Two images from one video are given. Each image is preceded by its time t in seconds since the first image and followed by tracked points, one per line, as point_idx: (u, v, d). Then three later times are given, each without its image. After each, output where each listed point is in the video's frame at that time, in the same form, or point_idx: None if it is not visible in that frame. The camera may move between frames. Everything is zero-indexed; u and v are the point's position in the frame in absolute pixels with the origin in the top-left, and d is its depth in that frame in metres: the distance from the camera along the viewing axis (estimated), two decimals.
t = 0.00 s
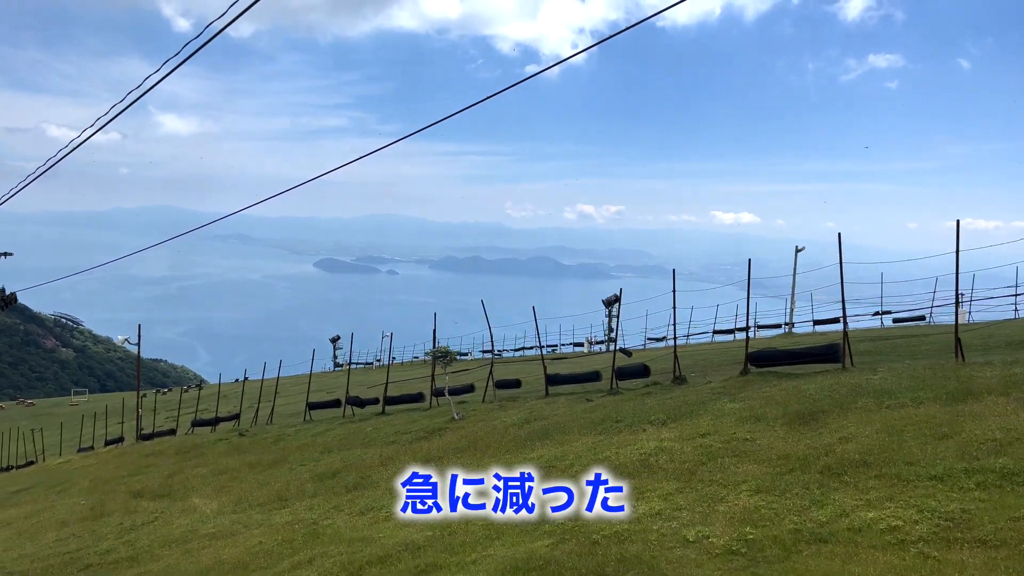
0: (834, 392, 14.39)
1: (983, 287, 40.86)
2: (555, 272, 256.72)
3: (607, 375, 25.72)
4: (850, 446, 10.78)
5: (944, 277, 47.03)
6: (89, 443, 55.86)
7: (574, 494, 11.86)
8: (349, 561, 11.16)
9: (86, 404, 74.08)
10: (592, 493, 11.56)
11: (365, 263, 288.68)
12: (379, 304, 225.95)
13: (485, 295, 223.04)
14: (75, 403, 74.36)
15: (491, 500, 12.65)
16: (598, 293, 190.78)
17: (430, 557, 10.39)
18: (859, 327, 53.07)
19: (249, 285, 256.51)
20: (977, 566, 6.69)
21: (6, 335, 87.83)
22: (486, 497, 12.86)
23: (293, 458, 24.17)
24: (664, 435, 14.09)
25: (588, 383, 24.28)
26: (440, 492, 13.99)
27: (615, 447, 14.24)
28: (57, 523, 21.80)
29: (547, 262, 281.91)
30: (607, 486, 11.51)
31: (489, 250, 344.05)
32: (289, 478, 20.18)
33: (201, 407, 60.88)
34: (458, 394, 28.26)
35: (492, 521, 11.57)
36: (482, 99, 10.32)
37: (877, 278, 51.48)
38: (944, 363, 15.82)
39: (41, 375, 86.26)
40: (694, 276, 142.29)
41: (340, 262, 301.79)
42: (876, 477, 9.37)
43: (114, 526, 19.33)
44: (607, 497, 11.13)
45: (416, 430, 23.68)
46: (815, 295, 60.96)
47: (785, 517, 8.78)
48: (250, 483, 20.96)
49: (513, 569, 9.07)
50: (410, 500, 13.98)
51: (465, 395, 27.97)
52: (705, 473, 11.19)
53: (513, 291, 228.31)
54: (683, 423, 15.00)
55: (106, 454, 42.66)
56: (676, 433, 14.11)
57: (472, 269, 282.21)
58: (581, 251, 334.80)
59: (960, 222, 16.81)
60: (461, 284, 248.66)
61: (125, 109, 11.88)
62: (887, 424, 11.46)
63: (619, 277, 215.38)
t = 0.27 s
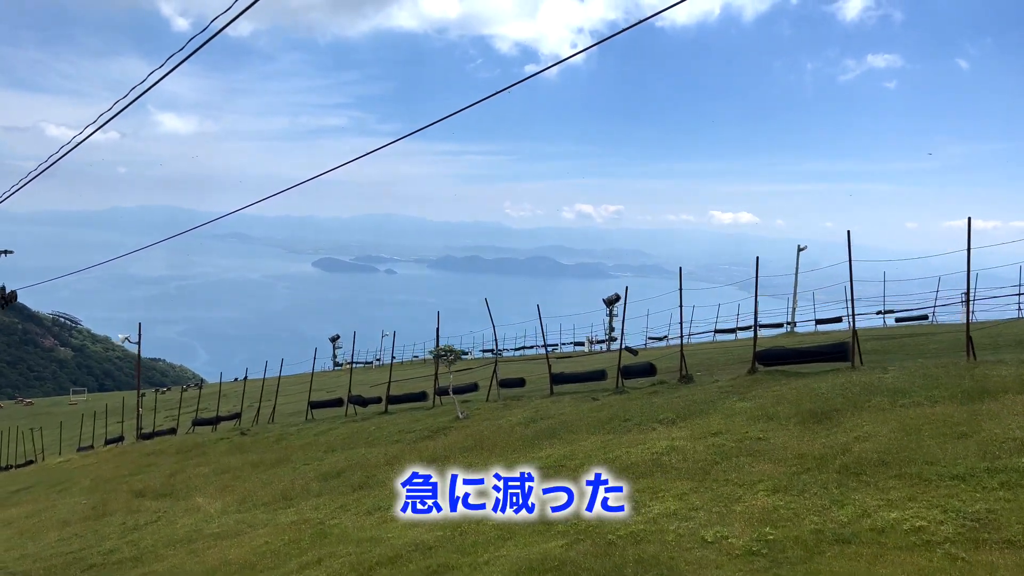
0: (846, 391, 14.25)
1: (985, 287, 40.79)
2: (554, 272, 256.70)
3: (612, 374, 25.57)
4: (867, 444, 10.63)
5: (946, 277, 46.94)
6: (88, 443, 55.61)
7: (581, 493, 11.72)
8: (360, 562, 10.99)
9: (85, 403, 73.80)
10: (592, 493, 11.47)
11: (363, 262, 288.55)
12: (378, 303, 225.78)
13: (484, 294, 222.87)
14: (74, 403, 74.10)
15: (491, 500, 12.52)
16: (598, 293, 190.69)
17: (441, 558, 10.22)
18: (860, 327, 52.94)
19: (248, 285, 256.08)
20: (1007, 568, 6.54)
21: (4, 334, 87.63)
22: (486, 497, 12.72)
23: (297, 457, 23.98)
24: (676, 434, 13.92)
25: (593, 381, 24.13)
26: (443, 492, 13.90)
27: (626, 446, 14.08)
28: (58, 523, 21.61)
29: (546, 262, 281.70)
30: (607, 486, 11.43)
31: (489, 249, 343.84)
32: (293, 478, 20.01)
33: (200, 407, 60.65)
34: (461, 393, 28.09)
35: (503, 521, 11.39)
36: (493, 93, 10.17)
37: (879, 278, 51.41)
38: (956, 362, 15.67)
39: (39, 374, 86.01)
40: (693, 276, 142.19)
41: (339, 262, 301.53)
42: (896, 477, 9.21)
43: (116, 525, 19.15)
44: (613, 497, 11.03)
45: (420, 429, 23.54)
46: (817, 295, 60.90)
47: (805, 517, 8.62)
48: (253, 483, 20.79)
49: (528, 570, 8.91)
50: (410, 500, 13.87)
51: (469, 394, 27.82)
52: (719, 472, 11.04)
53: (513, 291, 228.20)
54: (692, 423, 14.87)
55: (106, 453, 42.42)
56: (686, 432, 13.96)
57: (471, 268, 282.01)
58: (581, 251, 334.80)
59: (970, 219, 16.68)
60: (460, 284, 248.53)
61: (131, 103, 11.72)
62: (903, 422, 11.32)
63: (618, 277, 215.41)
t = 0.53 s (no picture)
0: (858, 388, 14.13)
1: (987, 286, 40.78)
2: (554, 271, 256.67)
3: (617, 372, 25.45)
4: (884, 441, 10.50)
5: (947, 276, 46.94)
6: (86, 442, 55.36)
7: (592, 492, 11.55)
8: (370, 561, 10.82)
9: (83, 402, 73.51)
10: (611, 491, 11.26)
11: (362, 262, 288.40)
12: (378, 303, 225.66)
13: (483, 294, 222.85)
14: (72, 402, 73.83)
15: (506, 500, 12.34)
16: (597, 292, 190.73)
17: (453, 557, 10.06)
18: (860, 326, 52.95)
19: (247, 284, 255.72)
20: None
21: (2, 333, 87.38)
22: (500, 497, 12.55)
23: (300, 455, 23.81)
24: (687, 432, 13.78)
25: (598, 379, 23.99)
26: (451, 492, 13.74)
27: (636, 444, 13.93)
28: (60, 522, 21.41)
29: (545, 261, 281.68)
30: (625, 485, 11.24)
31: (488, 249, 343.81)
32: (297, 476, 19.85)
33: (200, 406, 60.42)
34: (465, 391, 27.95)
35: (514, 519, 11.24)
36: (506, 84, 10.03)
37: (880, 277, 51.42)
38: (966, 359, 15.54)
39: (37, 373, 85.75)
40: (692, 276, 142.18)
41: (338, 261, 301.29)
42: (917, 474, 9.08)
43: (119, 524, 18.97)
44: (626, 496, 10.85)
45: (425, 427, 23.38)
46: (817, 295, 60.92)
47: (826, 515, 8.48)
48: (257, 481, 20.61)
49: (543, 569, 8.76)
50: (422, 499, 13.68)
51: (472, 392, 27.69)
52: (734, 470, 10.90)
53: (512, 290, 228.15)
54: (703, 420, 14.73)
55: (105, 453, 42.19)
56: (697, 430, 13.81)
57: (470, 268, 281.93)
58: (580, 250, 334.94)
59: (980, 215, 16.56)
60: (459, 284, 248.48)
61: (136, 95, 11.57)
62: (919, 419, 11.19)
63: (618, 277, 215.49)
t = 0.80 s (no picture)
0: (871, 386, 14.00)
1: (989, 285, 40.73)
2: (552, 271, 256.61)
3: (622, 371, 25.31)
4: (901, 440, 10.36)
5: (948, 275, 46.89)
6: (85, 442, 55.09)
7: (605, 492, 11.39)
8: (380, 561, 10.68)
9: (82, 402, 73.23)
10: (624, 491, 11.11)
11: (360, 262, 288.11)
12: (376, 302, 225.46)
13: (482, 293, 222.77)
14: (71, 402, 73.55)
15: (516, 500, 12.19)
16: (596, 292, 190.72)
17: (464, 557, 9.92)
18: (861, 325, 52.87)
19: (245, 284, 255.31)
20: None
21: None
22: (510, 497, 12.40)
23: (303, 454, 23.64)
24: (698, 431, 13.63)
25: (603, 378, 23.86)
26: (459, 492, 13.58)
27: (646, 443, 13.78)
28: (61, 522, 21.21)
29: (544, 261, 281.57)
30: (637, 485, 11.11)
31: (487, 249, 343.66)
32: (301, 475, 19.68)
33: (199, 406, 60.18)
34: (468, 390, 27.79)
35: (525, 519, 11.09)
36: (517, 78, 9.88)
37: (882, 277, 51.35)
38: (977, 357, 15.43)
39: (35, 373, 85.43)
40: (692, 276, 142.10)
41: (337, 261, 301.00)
42: (936, 472, 8.95)
43: (121, 524, 18.79)
44: (640, 495, 10.70)
45: (429, 426, 23.23)
46: (817, 295, 60.88)
47: (845, 514, 8.35)
48: (260, 480, 20.44)
49: (557, 569, 8.62)
50: (430, 499, 13.55)
51: (476, 391, 27.53)
52: (748, 469, 10.75)
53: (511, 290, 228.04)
54: (713, 419, 14.60)
55: (105, 452, 41.95)
56: (708, 428, 13.67)
57: (469, 268, 281.74)
58: (577, 250, 335.08)
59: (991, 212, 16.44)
60: (458, 283, 248.33)
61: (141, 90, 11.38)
62: (935, 417, 11.05)
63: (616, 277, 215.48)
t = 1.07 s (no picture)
0: (883, 386, 13.85)
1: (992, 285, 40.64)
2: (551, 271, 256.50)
3: (626, 371, 25.15)
4: (918, 439, 10.23)
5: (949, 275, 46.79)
6: (84, 442, 54.85)
7: (618, 492, 11.25)
8: (389, 562, 10.54)
9: (80, 402, 72.97)
10: (638, 491, 10.97)
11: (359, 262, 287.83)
12: (375, 302, 225.24)
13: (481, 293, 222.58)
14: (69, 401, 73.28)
15: (527, 501, 12.05)
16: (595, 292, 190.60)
17: (476, 558, 9.78)
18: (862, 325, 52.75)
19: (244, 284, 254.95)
20: None
21: None
22: (519, 498, 12.26)
23: (306, 454, 23.49)
24: (708, 431, 13.50)
25: (608, 378, 23.70)
26: (468, 492, 13.44)
27: (656, 443, 13.64)
28: (62, 523, 21.05)
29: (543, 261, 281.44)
30: (651, 484, 10.98)
31: (485, 249, 343.48)
32: (305, 475, 19.54)
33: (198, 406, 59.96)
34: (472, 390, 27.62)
35: (536, 520, 10.96)
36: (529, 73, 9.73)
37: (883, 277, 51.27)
38: (988, 356, 15.30)
39: (33, 372, 85.15)
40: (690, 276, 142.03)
41: (335, 261, 300.75)
42: (956, 473, 8.82)
43: (124, 524, 18.64)
44: (655, 495, 10.57)
45: (433, 426, 23.08)
46: (819, 295, 60.75)
47: (866, 515, 8.22)
48: (263, 481, 20.29)
49: (572, 571, 8.49)
50: (440, 499, 13.42)
51: (479, 391, 27.38)
52: (764, 470, 10.61)
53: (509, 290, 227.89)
54: (723, 419, 14.46)
55: (104, 452, 41.74)
56: (719, 428, 13.54)
57: (468, 268, 281.53)
58: (576, 250, 334.95)
59: (1002, 211, 16.32)
60: (457, 284, 248.12)
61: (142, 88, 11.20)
62: (951, 417, 10.92)
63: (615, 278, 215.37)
